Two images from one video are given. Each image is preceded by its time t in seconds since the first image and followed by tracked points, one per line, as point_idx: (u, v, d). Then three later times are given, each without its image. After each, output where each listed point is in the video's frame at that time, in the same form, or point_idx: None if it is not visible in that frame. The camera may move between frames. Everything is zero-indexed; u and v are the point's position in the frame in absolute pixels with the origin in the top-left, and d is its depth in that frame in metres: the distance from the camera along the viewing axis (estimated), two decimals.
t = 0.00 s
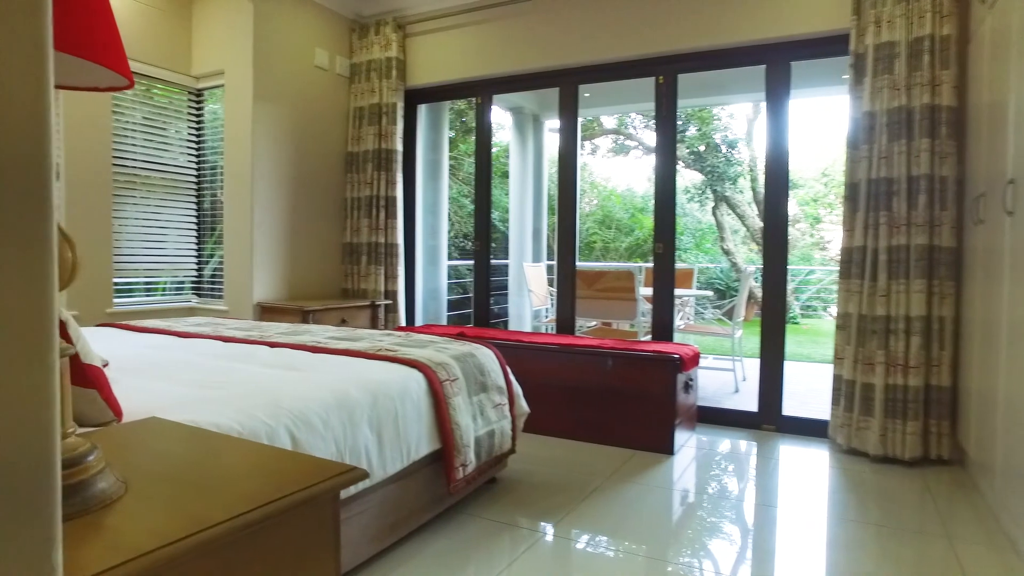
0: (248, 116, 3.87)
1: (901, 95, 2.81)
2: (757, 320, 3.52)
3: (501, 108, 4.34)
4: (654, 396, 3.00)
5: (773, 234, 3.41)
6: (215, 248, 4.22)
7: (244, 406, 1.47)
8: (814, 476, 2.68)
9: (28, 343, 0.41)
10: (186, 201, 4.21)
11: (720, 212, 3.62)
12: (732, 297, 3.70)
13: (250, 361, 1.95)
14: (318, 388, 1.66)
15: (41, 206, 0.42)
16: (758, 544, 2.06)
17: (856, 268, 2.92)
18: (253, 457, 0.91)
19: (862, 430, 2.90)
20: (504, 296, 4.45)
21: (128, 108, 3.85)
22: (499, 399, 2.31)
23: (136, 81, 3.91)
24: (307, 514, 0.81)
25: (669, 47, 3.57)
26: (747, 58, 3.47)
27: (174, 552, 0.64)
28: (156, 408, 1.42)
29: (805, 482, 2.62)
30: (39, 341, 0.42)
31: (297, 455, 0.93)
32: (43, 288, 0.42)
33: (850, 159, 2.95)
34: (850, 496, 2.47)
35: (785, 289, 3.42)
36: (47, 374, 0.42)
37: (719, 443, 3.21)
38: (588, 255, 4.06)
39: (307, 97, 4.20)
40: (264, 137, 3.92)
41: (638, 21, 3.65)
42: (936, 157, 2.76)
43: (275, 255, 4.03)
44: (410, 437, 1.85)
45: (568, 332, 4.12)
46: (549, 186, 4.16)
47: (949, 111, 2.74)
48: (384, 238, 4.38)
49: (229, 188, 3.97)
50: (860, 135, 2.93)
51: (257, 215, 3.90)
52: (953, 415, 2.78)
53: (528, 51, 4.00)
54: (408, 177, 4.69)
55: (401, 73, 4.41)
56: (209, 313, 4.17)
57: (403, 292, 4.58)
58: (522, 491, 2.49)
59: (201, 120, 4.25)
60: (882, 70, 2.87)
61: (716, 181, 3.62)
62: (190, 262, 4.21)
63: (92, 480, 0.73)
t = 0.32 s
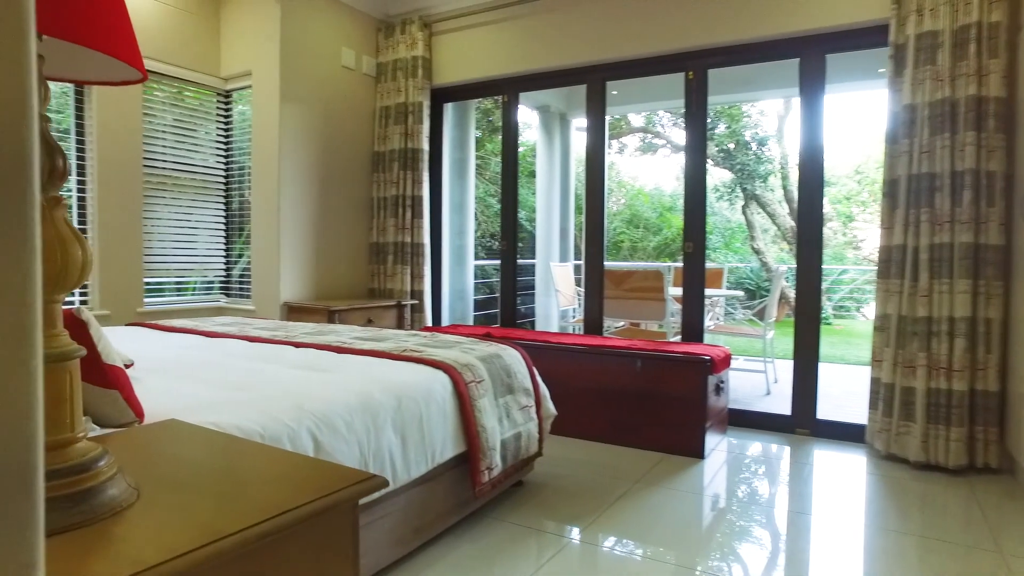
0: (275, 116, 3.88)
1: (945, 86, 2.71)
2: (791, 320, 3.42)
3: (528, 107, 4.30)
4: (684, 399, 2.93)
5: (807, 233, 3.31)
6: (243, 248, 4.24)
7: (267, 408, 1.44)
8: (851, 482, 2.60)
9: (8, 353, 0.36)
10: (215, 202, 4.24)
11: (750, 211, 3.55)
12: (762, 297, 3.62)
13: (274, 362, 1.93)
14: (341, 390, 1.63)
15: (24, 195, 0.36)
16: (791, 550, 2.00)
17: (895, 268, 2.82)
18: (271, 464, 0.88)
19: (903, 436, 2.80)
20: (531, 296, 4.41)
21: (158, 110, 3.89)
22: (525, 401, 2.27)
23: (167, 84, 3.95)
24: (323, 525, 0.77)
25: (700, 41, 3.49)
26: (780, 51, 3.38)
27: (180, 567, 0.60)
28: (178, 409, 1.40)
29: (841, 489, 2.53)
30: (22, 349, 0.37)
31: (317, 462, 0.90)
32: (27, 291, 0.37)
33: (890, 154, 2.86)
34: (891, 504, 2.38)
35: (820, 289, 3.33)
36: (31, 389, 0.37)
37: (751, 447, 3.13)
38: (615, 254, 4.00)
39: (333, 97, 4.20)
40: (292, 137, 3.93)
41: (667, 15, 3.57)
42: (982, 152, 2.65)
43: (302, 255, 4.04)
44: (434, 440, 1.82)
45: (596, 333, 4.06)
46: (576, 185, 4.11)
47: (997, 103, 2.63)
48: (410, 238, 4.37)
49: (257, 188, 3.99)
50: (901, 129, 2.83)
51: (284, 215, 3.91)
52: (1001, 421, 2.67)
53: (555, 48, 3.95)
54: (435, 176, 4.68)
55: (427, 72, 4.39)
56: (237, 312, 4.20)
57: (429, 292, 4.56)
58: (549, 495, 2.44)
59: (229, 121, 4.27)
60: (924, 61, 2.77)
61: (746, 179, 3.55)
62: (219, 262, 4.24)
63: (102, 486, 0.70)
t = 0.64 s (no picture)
0: (299, 115, 3.88)
1: (991, 76, 2.60)
2: (823, 321, 3.33)
3: (553, 105, 4.26)
4: (714, 402, 2.86)
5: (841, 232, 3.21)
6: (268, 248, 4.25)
7: (285, 410, 1.42)
8: (888, 490, 2.50)
9: None
10: (240, 202, 4.26)
11: (780, 210, 3.46)
12: (792, 298, 3.52)
13: (295, 363, 1.91)
14: (362, 392, 1.60)
15: None
16: (825, 558, 1.94)
17: (935, 268, 2.72)
18: (282, 472, 0.85)
19: (945, 443, 2.70)
20: (557, 297, 4.36)
21: (185, 112, 3.92)
22: (551, 403, 2.22)
23: (194, 86, 3.98)
24: (334, 539, 0.74)
25: (729, 35, 3.40)
26: (813, 44, 3.29)
27: None
28: (196, 410, 1.38)
29: (878, 497, 2.43)
30: None
31: (331, 471, 0.86)
32: None
33: (931, 148, 2.76)
34: (932, 513, 2.29)
35: (855, 289, 3.22)
36: None
37: (783, 452, 3.05)
38: (642, 254, 3.93)
39: (357, 97, 4.19)
40: (316, 137, 3.93)
41: (696, 9, 3.50)
42: None
43: (326, 254, 4.04)
44: (456, 443, 1.78)
45: (622, 334, 3.99)
46: (602, 184, 4.05)
47: None
48: (435, 238, 4.34)
49: (282, 188, 4.00)
50: (942, 123, 2.73)
51: (308, 215, 3.91)
52: None
53: (580, 44, 3.89)
54: (460, 176, 4.64)
55: (451, 71, 4.37)
56: (262, 313, 4.21)
57: (453, 292, 4.53)
58: (574, 500, 2.39)
59: (254, 122, 4.29)
60: (968, 51, 2.66)
61: (776, 177, 3.47)
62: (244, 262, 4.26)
63: (103, 496, 0.67)
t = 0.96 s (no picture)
0: (324, 115, 3.87)
1: None
2: (857, 322, 3.24)
3: (580, 104, 4.21)
4: (745, 406, 2.78)
5: (878, 229, 3.10)
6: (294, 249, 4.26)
7: (304, 414, 1.39)
8: (929, 500, 2.40)
9: None
10: (267, 203, 4.28)
11: (811, 208, 3.38)
12: (824, 299, 3.44)
13: (316, 366, 1.88)
14: (382, 396, 1.56)
15: None
16: (858, 566, 1.89)
17: (980, 268, 2.62)
18: (295, 487, 0.81)
19: (991, 452, 2.59)
20: (583, 297, 4.30)
21: (212, 113, 3.94)
22: (576, 407, 2.17)
23: (223, 87, 4.01)
24: (343, 557, 0.70)
25: (759, 29, 3.31)
26: (848, 36, 3.17)
27: None
28: (214, 413, 1.36)
29: (917, 507, 2.34)
30: None
31: (344, 485, 0.83)
32: None
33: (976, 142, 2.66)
34: (978, 526, 2.19)
35: (894, 292, 3.09)
36: None
37: (816, 458, 2.96)
38: (670, 254, 3.86)
39: (382, 97, 4.18)
40: (341, 139, 3.93)
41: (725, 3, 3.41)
42: None
43: (351, 255, 4.04)
44: (479, 448, 1.74)
45: (650, 335, 3.91)
46: (629, 183, 3.98)
47: None
48: (460, 237, 4.31)
49: (307, 188, 4.00)
50: (988, 116, 2.62)
51: (333, 215, 3.91)
52: None
53: (606, 41, 3.83)
54: (485, 175, 4.61)
55: (476, 69, 4.34)
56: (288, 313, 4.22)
57: (478, 292, 4.50)
58: (600, 507, 2.33)
59: (280, 123, 4.30)
60: (1016, 39, 2.55)
61: (807, 175, 3.39)
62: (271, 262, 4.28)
63: (104, 510, 0.64)
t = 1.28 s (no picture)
0: (351, 116, 3.87)
1: None
2: (896, 325, 3.13)
3: (608, 103, 4.14)
4: (779, 413, 2.70)
5: (918, 227, 2.99)
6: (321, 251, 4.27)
7: (325, 421, 1.36)
8: (974, 512, 2.30)
9: None
10: (295, 205, 4.30)
11: (846, 208, 3.28)
12: (860, 300, 3.33)
13: (339, 369, 1.86)
14: (404, 401, 1.53)
15: None
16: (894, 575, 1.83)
17: None
18: (305, 510, 0.79)
19: None
20: (612, 298, 4.24)
21: (241, 116, 3.97)
22: (604, 413, 2.12)
23: (253, 91, 4.04)
24: None
25: (793, 23, 3.22)
26: (888, 29, 3.06)
27: None
28: (234, 419, 1.34)
29: (961, 519, 2.24)
30: None
31: (355, 505, 0.80)
32: None
33: None
34: None
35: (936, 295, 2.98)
36: None
37: (853, 466, 2.86)
38: (700, 254, 3.77)
39: (409, 98, 4.17)
40: (368, 140, 3.93)
41: None
42: None
43: (378, 257, 4.04)
44: (504, 455, 1.70)
45: (679, 337, 3.84)
46: (659, 183, 3.91)
47: None
48: (487, 238, 4.28)
49: (334, 189, 4.01)
50: None
51: (360, 217, 3.91)
52: None
53: (635, 39, 3.77)
54: (513, 175, 4.58)
55: (503, 69, 4.31)
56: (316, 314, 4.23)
57: (506, 293, 4.46)
58: (628, 515, 2.27)
59: (308, 125, 4.31)
60: None
61: (842, 173, 3.29)
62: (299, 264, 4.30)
63: (104, 529, 0.62)
